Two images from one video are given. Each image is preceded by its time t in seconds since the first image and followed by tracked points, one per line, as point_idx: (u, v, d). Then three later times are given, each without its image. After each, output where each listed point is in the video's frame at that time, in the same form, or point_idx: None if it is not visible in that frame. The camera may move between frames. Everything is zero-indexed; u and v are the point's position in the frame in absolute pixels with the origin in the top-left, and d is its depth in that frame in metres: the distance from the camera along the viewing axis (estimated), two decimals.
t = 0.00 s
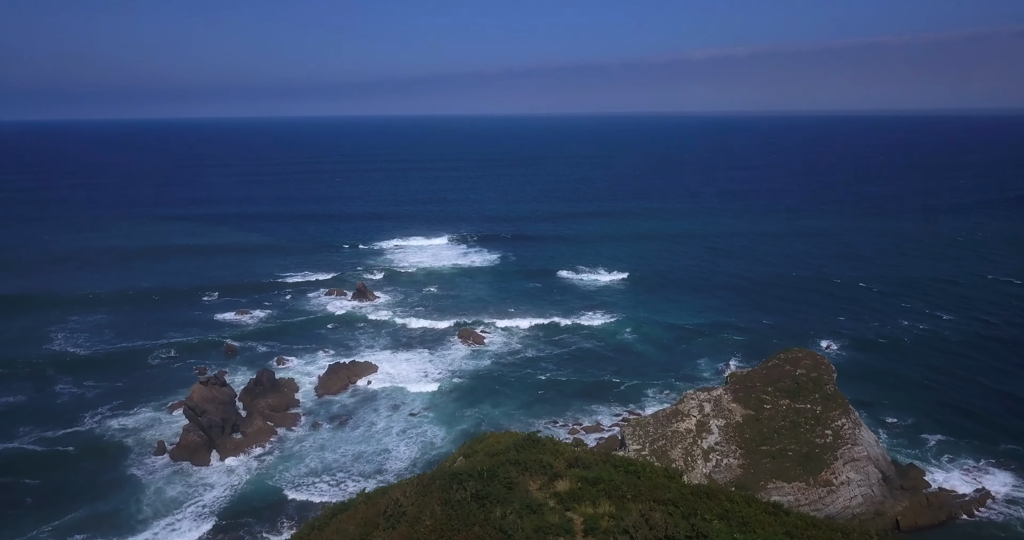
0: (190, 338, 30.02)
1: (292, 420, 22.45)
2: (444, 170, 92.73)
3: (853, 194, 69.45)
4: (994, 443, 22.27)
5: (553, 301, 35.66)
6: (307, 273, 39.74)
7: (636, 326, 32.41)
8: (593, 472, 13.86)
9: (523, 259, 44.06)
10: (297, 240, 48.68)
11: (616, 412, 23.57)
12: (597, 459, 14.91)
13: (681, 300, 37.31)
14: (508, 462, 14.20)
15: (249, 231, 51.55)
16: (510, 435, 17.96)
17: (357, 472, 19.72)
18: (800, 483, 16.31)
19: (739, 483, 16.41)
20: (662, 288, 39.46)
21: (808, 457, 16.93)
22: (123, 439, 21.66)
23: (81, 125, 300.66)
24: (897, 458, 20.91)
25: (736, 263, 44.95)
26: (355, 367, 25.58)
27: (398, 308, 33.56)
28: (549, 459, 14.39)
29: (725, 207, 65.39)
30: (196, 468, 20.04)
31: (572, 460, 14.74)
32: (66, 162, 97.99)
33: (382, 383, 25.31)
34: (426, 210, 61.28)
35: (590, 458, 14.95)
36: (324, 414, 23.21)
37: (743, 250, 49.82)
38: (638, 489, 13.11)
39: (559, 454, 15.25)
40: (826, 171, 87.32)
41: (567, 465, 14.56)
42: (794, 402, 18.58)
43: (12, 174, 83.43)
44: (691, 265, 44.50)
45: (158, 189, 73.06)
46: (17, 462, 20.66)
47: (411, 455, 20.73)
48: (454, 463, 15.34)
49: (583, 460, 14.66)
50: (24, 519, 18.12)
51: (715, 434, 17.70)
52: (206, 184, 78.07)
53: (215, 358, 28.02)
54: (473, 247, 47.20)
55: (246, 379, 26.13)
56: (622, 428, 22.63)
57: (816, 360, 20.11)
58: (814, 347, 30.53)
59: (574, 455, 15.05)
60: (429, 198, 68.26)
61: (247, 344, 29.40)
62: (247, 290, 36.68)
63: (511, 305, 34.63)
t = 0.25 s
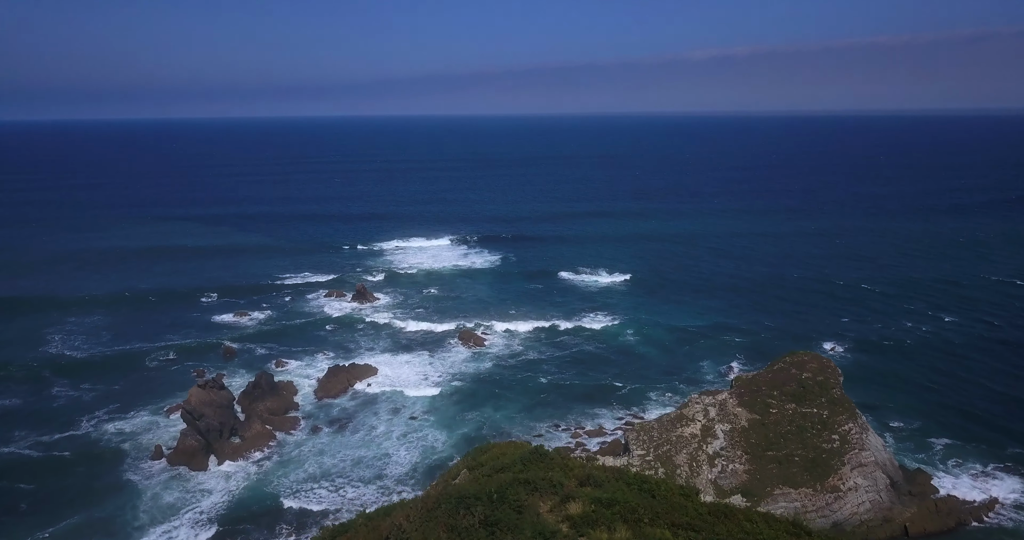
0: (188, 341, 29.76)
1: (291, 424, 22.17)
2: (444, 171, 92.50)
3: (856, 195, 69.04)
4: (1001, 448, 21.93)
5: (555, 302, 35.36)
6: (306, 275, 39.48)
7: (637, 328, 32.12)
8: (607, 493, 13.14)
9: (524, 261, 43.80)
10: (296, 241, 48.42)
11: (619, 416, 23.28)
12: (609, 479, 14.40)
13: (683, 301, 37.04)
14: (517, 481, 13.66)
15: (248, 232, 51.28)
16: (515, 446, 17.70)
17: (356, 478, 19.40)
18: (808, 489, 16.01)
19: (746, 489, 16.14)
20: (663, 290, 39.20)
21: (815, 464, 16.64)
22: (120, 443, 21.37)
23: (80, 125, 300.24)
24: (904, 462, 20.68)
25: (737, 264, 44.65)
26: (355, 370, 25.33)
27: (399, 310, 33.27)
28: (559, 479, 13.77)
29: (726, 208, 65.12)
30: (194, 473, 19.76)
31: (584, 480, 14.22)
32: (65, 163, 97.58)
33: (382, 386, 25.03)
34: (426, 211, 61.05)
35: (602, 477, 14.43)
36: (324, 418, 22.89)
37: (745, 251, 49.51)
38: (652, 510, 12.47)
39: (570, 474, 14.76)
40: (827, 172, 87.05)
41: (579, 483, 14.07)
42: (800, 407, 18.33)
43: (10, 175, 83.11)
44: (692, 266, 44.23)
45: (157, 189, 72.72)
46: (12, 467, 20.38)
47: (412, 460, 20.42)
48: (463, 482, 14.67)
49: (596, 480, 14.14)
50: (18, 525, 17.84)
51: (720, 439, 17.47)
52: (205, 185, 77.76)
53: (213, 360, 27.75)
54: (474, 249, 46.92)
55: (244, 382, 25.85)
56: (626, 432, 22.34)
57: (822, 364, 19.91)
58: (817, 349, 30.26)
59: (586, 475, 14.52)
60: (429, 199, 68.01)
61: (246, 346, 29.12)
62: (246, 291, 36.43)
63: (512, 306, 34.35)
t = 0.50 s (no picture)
0: (186, 343, 29.52)
1: (290, 428, 21.91)
2: (445, 171, 92.25)
3: (859, 192, 68.60)
4: (1007, 452, 22.78)
5: (556, 304, 35.11)
6: (306, 276, 39.24)
7: (639, 331, 31.88)
8: (622, 513, 11.56)
9: (525, 262, 43.52)
10: (296, 242, 48.18)
11: (621, 419, 23.01)
12: (624, 498, 12.86)
13: (685, 303, 36.81)
14: (525, 502, 12.25)
15: (247, 234, 51.04)
16: (521, 459, 16.79)
17: (356, 484, 19.09)
18: (817, 494, 15.50)
19: (751, 496, 15.62)
20: (665, 291, 38.95)
21: (822, 469, 16.28)
22: (117, 447, 21.14)
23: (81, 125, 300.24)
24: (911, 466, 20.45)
25: (740, 266, 44.37)
26: (354, 372, 25.10)
27: (399, 312, 33.05)
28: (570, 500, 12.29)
29: (729, 208, 64.82)
30: (192, 478, 19.50)
31: (597, 499, 12.72)
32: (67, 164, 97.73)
33: (382, 389, 24.79)
34: (427, 212, 60.80)
35: (615, 496, 12.93)
36: (324, 421, 22.68)
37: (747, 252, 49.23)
38: (676, 536, 10.62)
39: (582, 492, 13.25)
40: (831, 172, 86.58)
41: (590, 504, 12.57)
42: (806, 418, 18.21)
43: (13, 176, 83.34)
44: (695, 268, 44.00)
45: (159, 191, 72.73)
46: (8, 471, 20.13)
47: (412, 464, 20.14)
48: (465, 503, 13.41)
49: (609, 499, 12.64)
50: (13, 530, 17.60)
51: (726, 445, 17.53)
52: (207, 186, 77.76)
53: (212, 362, 27.50)
54: (475, 250, 46.64)
55: (243, 384, 25.61)
56: (629, 436, 22.06)
57: (829, 367, 19.67)
58: (821, 351, 29.99)
59: (599, 493, 13.02)
60: (429, 200, 67.76)
61: (244, 348, 28.87)
62: (245, 293, 36.20)
63: (513, 308, 34.09)
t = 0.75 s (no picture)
0: (184, 345, 29.25)
1: (290, 432, 21.64)
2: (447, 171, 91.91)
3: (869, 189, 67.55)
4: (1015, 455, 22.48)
5: (557, 305, 34.81)
6: (305, 278, 38.96)
7: (641, 333, 31.60)
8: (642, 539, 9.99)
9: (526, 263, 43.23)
10: (295, 244, 47.92)
11: (625, 423, 22.71)
12: (641, 518, 11.20)
13: (688, 305, 36.53)
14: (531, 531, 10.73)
15: (247, 234, 50.76)
16: (526, 471, 16.34)
17: (355, 490, 18.78)
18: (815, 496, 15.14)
19: (757, 502, 15.98)
20: (667, 292, 38.66)
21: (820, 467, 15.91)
22: (113, 452, 20.87)
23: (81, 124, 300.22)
24: (918, 470, 20.18)
25: (743, 267, 44.02)
26: (354, 375, 24.86)
27: (399, 313, 32.78)
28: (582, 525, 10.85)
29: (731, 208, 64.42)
30: (189, 483, 19.23)
31: (611, 522, 11.12)
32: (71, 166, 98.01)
33: (382, 393, 24.47)
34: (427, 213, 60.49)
35: (629, 517, 11.27)
36: (323, 423, 22.47)
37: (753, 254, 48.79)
38: None
39: (593, 515, 11.66)
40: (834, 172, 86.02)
41: (604, 527, 10.96)
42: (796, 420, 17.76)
43: (17, 178, 83.45)
44: (697, 269, 43.69)
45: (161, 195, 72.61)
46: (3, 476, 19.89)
47: (412, 470, 19.79)
48: (469, 522, 12.64)
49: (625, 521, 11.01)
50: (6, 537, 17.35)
51: (731, 451, 18.15)
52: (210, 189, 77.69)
53: (210, 365, 27.25)
54: (475, 251, 46.34)
55: (241, 387, 25.33)
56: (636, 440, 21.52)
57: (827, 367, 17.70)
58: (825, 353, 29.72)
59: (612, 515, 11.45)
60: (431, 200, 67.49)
61: (243, 350, 28.60)
62: (244, 294, 35.93)
63: (514, 310, 33.81)
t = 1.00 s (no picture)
0: (182, 348, 29.01)
1: (289, 436, 21.29)
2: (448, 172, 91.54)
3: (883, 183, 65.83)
4: None
5: (559, 308, 34.52)
6: (304, 279, 38.68)
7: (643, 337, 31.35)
8: None
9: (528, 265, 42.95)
10: (295, 245, 47.69)
11: (628, 427, 22.13)
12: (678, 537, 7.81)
13: (690, 307, 36.22)
14: None
15: (246, 236, 50.51)
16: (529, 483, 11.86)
17: (355, 496, 18.38)
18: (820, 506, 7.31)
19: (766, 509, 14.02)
20: (670, 295, 38.35)
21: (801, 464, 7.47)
22: (110, 457, 20.60)
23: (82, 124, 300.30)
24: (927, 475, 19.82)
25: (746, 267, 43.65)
26: (353, 378, 24.62)
27: (399, 316, 32.44)
28: None
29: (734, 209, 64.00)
30: (186, 489, 18.93)
31: None
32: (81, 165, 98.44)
33: (381, 396, 23.98)
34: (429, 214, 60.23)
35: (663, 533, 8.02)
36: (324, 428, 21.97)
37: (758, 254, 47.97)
38: None
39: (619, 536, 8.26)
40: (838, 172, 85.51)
41: None
42: (800, 433, 7.44)
43: (27, 178, 83.97)
44: (700, 271, 43.34)
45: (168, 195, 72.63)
46: None
47: (414, 475, 18.84)
48: None
49: None
50: None
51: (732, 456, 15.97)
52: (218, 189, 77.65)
53: (209, 367, 26.99)
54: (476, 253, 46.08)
55: (240, 390, 25.01)
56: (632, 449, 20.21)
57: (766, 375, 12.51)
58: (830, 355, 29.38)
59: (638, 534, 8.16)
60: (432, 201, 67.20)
61: (242, 353, 28.34)
62: (243, 296, 35.67)
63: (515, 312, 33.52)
